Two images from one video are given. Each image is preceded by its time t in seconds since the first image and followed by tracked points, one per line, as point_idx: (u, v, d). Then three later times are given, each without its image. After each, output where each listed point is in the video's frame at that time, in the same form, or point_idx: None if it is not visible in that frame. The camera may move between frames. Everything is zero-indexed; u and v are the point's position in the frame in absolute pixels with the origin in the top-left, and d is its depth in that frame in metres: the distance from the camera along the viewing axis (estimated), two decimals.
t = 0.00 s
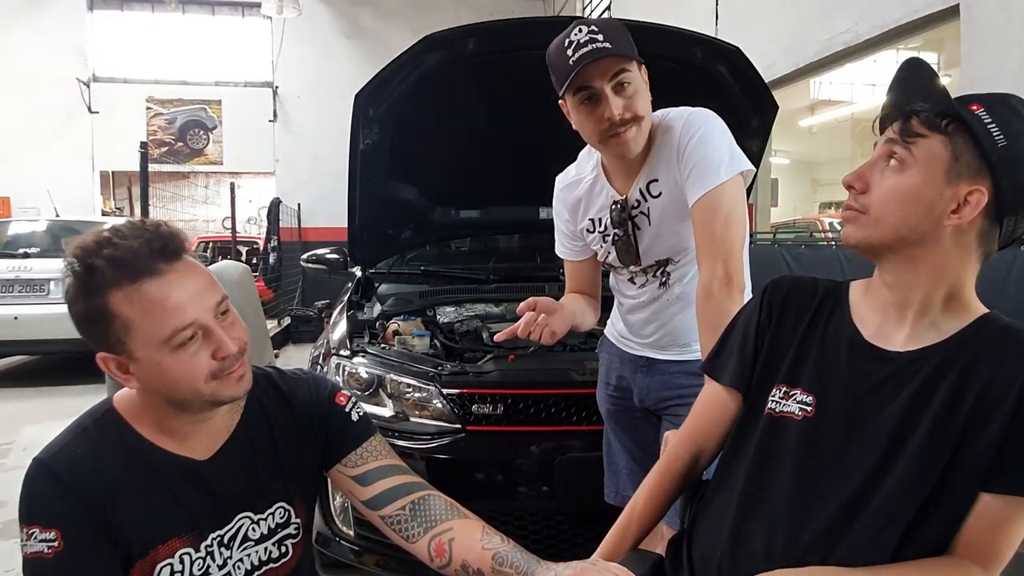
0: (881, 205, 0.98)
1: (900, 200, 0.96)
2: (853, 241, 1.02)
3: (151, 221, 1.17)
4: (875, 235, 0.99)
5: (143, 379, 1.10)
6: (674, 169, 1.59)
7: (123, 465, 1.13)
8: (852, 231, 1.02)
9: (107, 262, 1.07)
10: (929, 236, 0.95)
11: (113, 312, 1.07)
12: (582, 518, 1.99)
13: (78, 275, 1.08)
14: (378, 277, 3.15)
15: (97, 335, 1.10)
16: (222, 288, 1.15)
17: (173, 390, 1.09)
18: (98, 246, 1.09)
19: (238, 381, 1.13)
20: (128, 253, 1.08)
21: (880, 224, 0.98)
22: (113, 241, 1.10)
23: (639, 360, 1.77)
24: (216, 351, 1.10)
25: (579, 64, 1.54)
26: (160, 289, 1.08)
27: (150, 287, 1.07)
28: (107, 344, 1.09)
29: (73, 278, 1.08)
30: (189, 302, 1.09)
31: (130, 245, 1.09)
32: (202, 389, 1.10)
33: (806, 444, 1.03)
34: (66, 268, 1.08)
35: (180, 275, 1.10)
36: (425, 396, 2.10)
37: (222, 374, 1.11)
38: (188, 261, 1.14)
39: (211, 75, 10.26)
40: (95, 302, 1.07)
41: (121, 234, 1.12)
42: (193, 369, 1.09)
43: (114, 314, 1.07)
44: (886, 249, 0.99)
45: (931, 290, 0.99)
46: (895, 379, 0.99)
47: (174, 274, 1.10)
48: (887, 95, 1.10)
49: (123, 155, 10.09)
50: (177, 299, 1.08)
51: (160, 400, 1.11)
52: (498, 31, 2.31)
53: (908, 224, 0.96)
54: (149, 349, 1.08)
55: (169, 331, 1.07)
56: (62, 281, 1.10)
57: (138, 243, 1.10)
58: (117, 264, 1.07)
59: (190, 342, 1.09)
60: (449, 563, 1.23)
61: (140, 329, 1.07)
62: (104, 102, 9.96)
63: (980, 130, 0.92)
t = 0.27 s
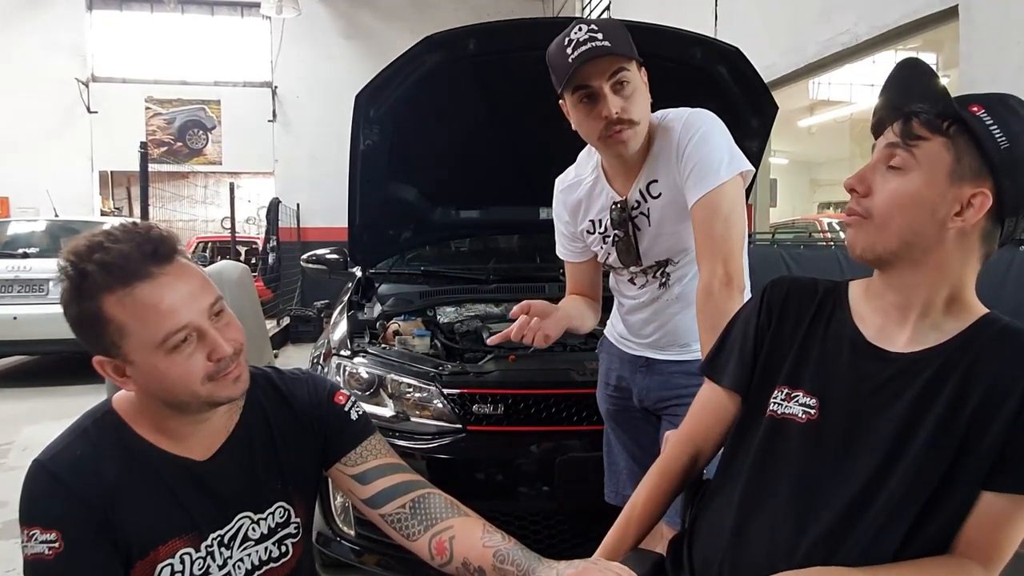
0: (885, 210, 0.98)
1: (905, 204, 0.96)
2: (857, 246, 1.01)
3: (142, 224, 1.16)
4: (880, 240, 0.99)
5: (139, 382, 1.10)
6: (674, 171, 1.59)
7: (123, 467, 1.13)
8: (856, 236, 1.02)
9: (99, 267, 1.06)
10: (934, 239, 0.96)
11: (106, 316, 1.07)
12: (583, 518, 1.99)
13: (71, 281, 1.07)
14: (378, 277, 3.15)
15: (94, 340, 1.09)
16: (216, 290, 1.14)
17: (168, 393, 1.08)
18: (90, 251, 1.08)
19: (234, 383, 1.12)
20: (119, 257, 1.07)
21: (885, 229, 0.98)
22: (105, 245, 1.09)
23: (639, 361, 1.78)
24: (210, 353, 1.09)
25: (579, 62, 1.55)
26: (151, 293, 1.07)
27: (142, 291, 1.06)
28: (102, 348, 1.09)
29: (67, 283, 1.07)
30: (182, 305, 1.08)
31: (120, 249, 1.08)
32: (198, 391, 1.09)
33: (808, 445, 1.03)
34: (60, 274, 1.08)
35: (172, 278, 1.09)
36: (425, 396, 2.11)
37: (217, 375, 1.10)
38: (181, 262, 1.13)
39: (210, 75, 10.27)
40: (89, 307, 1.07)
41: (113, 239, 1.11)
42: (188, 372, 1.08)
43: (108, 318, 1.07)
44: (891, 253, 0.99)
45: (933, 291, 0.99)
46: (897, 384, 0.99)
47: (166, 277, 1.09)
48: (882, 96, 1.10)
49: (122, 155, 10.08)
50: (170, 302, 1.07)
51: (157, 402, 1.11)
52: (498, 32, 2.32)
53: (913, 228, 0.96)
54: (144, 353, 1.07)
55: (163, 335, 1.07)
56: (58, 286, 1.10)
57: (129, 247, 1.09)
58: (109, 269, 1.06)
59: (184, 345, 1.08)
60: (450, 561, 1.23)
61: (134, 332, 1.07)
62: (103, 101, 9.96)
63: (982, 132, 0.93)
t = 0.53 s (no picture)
0: (889, 216, 0.97)
1: (909, 209, 0.96)
2: (861, 254, 1.01)
3: (141, 225, 1.16)
4: (884, 246, 0.98)
5: (138, 384, 1.10)
6: (674, 172, 1.60)
7: (122, 468, 1.13)
8: (859, 243, 1.01)
9: (98, 270, 1.07)
10: (939, 244, 0.96)
11: (105, 318, 1.07)
12: (582, 518, 2.00)
13: (71, 282, 1.08)
14: (378, 278, 3.15)
15: (92, 341, 1.10)
16: (214, 291, 1.15)
17: (167, 394, 1.09)
18: (89, 253, 1.08)
19: (232, 384, 1.13)
20: (118, 260, 1.07)
21: (889, 235, 0.98)
22: (104, 247, 1.09)
23: (636, 359, 1.79)
24: (209, 354, 1.10)
25: (587, 55, 1.56)
26: (149, 295, 1.07)
27: (140, 293, 1.07)
28: (102, 349, 1.09)
29: (66, 284, 1.08)
30: (180, 307, 1.08)
31: (119, 251, 1.08)
32: (196, 392, 1.09)
33: (809, 447, 1.04)
34: (60, 276, 1.08)
35: (170, 279, 1.09)
36: (425, 396, 2.11)
37: (216, 376, 1.11)
38: (180, 263, 1.13)
39: (209, 76, 10.28)
40: (89, 308, 1.07)
41: (112, 240, 1.11)
42: (187, 373, 1.09)
43: (107, 320, 1.07)
44: (895, 259, 0.99)
45: (933, 292, 1.00)
46: (895, 383, 1.00)
47: (166, 279, 1.09)
48: (872, 96, 1.10)
49: (121, 156, 10.09)
50: (168, 304, 1.07)
51: (155, 403, 1.12)
52: (498, 33, 2.32)
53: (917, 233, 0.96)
54: (143, 355, 1.08)
55: (161, 337, 1.07)
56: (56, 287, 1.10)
57: (128, 249, 1.09)
58: (107, 271, 1.07)
59: (183, 347, 1.08)
60: (449, 558, 1.24)
61: (132, 334, 1.07)
62: (102, 102, 9.95)
63: (981, 135, 0.93)
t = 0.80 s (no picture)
0: (886, 218, 0.98)
1: (907, 212, 0.97)
2: (857, 254, 1.02)
3: (146, 228, 1.16)
4: (881, 247, 0.99)
5: (140, 384, 1.11)
6: (674, 174, 1.61)
7: (124, 469, 1.13)
8: (856, 245, 1.02)
9: (103, 271, 1.07)
10: (933, 246, 0.97)
11: (109, 319, 1.08)
12: (581, 517, 2.01)
13: (74, 283, 1.08)
14: (377, 278, 3.17)
15: (94, 343, 1.10)
16: (217, 294, 1.16)
17: (169, 395, 1.10)
18: (94, 254, 1.08)
19: (232, 387, 1.14)
20: (123, 262, 1.08)
21: (885, 237, 0.98)
22: (109, 249, 1.09)
23: (636, 361, 1.80)
24: (211, 356, 1.11)
25: (589, 60, 1.56)
26: (154, 298, 1.08)
27: (144, 295, 1.07)
28: (104, 350, 1.10)
29: (69, 285, 1.08)
30: (184, 309, 1.09)
31: (124, 254, 1.08)
32: (198, 393, 1.10)
33: (808, 450, 1.05)
34: (63, 277, 1.08)
35: (174, 282, 1.10)
36: (424, 396, 2.12)
37: (217, 378, 1.12)
38: (184, 266, 1.14)
39: (208, 76, 10.28)
40: (92, 310, 1.08)
41: (116, 242, 1.11)
42: (189, 374, 1.10)
43: (111, 321, 1.08)
44: (890, 260, 1.00)
45: (928, 294, 1.01)
46: (890, 383, 1.01)
47: (170, 281, 1.10)
48: (864, 101, 1.11)
49: (120, 156, 10.09)
50: (173, 307, 1.08)
51: (156, 403, 1.12)
52: (498, 35, 2.34)
53: (913, 235, 0.97)
54: (146, 356, 1.08)
55: (165, 339, 1.08)
56: (58, 287, 1.10)
57: (133, 251, 1.09)
58: (112, 273, 1.07)
59: (187, 348, 1.09)
60: (450, 557, 1.25)
61: (137, 336, 1.08)
62: (100, 102, 9.95)
63: (975, 138, 0.95)
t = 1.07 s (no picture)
0: (873, 219, 0.99)
1: (894, 212, 0.97)
2: (845, 255, 1.03)
3: (149, 229, 1.16)
4: (869, 248, 1.00)
5: (142, 385, 1.11)
6: (671, 174, 1.62)
7: (125, 469, 1.13)
8: (843, 246, 1.03)
9: (106, 274, 1.07)
10: (921, 245, 0.98)
11: (112, 321, 1.08)
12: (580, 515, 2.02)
13: (76, 286, 1.08)
14: (376, 277, 3.17)
15: (96, 345, 1.10)
16: (219, 296, 1.16)
17: (172, 397, 1.10)
18: (96, 256, 1.08)
19: (235, 389, 1.15)
20: (125, 264, 1.08)
21: (873, 238, 0.99)
22: (111, 251, 1.09)
23: (634, 359, 1.81)
24: (214, 358, 1.11)
25: (586, 64, 1.57)
26: (156, 301, 1.08)
27: (147, 298, 1.07)
28: (106, 352, 1.10)
29: (71, 288, 1.08)
30: (187, 312, 1.09)
31: (127, 256, 1.08)
32: (200, 395, 1.11)
33: (804, 448, 1.06)
34: (65, 280, 1.08)
35: (177, 285, 1.10)
36: (423, 395, 2.13)
37: (220, 380, 1.13)
38: (187, 269, 1.14)
39: (206, 75, 10.27)
40: (95, 312, 1.08)
41: (118, 244, 1.11)
42: (192, 376, 1.10)
43: (114, 324, 1.08)
44: (879, 260, 1.01)
45: (918, 291, 1.01)
46: (886, 379, 1.02)
47: (173, 283, 1.10)
48: (850, 99, 1.12)
49: (118, 155, 10.08)
50: (176, 309, 1.09)
51: (158, 405, 1.13)
52: (496, 35, 2.34)
53: (900, 234, 0.97)
54: (149, 358, 1.09)
55: (169, 341, 1.08)
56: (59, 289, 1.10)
57: (136, 254, 1.09)
58: (115, 275, 1.07)
59: (190, 351, 1.10)
60: (449, 556, 1.26)
61: (139, 338, 1.08)
62: (98, 102, 9.94)
63: (959, 136, 0.95)
